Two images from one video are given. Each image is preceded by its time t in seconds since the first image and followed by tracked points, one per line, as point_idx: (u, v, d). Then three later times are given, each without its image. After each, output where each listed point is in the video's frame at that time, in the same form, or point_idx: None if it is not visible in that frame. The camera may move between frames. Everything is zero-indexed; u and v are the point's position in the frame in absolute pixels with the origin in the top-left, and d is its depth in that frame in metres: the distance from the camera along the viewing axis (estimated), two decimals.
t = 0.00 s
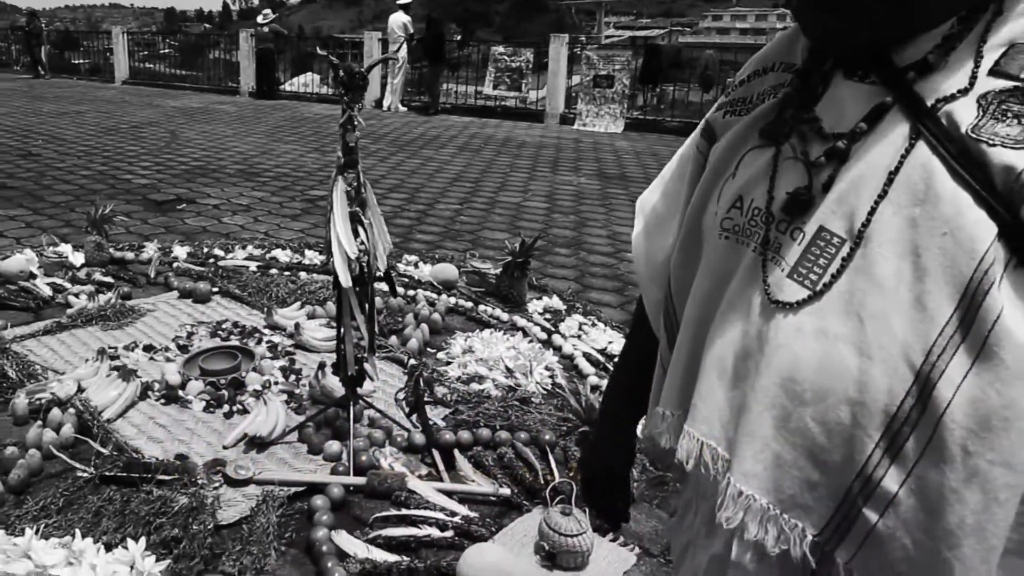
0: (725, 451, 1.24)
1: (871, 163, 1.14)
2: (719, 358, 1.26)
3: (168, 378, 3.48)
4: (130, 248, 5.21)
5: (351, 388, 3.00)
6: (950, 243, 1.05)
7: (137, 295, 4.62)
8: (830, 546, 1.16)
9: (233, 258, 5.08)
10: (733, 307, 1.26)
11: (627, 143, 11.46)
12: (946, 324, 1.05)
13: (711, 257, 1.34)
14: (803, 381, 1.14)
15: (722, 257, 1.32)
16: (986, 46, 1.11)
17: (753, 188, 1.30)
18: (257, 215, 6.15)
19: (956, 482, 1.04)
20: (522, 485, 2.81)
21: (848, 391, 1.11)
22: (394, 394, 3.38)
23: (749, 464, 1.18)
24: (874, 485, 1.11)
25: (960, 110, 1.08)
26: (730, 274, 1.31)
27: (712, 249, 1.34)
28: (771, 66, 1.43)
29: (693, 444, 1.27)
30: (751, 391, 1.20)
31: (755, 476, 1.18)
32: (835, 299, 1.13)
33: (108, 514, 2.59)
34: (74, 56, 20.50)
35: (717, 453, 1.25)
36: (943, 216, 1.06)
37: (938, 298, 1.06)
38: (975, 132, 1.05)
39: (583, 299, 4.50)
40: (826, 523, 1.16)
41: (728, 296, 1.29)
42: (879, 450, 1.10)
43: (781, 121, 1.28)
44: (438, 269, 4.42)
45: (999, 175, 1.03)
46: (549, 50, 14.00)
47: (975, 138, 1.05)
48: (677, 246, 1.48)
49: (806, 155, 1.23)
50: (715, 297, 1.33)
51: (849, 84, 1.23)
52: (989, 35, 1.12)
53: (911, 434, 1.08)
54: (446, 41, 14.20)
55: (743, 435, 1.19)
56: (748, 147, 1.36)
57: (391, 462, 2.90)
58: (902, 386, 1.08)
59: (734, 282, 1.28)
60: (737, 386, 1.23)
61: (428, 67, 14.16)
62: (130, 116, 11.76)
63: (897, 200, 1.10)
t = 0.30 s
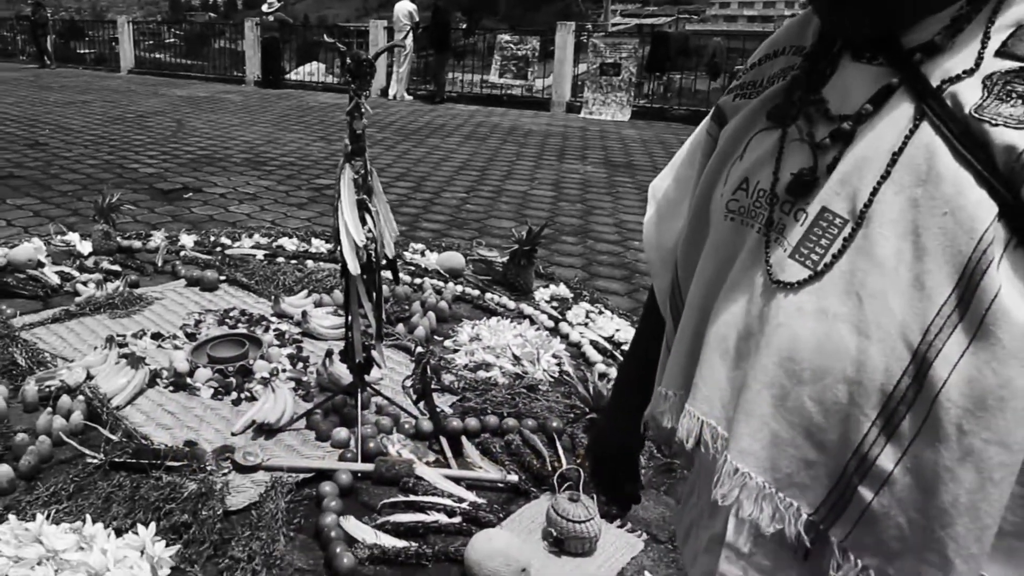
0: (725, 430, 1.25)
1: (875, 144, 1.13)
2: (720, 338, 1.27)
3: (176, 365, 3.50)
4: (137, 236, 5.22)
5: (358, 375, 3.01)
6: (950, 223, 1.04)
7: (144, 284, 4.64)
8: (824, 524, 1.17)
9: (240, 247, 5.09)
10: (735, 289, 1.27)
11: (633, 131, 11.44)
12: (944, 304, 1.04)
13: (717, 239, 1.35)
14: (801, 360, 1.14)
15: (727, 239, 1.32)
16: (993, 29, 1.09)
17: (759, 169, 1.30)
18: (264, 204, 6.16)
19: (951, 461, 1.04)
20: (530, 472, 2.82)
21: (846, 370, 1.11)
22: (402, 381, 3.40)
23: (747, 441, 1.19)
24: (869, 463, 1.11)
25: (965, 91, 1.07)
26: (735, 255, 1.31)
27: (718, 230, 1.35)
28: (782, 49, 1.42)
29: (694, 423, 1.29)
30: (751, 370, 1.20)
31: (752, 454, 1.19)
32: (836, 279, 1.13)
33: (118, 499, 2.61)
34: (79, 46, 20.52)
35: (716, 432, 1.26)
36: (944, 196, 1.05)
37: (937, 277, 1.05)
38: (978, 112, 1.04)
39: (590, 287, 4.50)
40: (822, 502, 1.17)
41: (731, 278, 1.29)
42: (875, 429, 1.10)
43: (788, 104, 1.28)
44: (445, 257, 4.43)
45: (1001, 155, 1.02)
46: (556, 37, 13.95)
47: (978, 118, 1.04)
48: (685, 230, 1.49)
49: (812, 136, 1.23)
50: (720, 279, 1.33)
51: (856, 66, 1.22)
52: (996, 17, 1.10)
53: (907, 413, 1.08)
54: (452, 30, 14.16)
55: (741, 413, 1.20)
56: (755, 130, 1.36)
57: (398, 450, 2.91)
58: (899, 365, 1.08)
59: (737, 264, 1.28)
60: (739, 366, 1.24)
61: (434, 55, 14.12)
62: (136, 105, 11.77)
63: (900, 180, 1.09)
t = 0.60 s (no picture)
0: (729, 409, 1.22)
1: (884, 124, 1.12)
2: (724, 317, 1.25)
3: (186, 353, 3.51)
4: (146, 226, 5.23)
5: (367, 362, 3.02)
6: (958, 203, 1.04)
7: (153, 273, 4.65)
8: (824, 503, 1.16)
9: (248, 237, 5.09)
10: (740, 269, 1.25)
11: (641, 120, 11.39)
12: (950, 283, 1.04)
13: (723, 219, 1.33)
14: (806, 339, 1.13)
15: (734, 219, 1.31)
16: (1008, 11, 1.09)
17: (767, 149, 1.29)
18: (271, 194, 6.16)
19: (953, 440, 1.04)
20: (538, 459, 2.82)
21: (851, 349, 1.10)
22: (410, 369, 3.41)
23: (749, 419, 1.17)
24: (871, 442, 1.10)
25: (977, 71, 1.07)
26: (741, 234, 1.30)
27: (724, 209, 1.33)
28: (792, 30, 1.40)
29: (698, 402, 1.26)
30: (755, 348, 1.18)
31: (754, 433, 1.17)
32: (841, 259, 1.12)
33: (130, 486, 2.63)
34: (85, 37, 20.54)
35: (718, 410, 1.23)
36: (952, 177, 1.05)
37: (943, 257, 1.05)
38: (991, 92, 1.05)
39: (599, 275, 4.49)
40: (823, 481, 1.15)
41: (736, 258, 1.28)
42: (878, 408, 1.09)
43: (797, 84, 1.26)
44: (453, 246, 4.43)
45: (1012, 136, 1.02)
46: (563, 26, 13.88)
47: (990, 98, 1.04)
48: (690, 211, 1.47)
49: (822, 117, 1.22)
50: (727, 259, 1.32)
51: (867, 46, 1.21)
52: None
53: (911, 393, 1.07)
54: (458, 19, 14.09)
55: (744, 392, 1.18)
56: (765, 109, 1.34)
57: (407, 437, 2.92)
58: (904, 344, 1.07)
59: (743, 244, 1.27)
60: (742, 346, 1.22)
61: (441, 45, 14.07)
62: (144, 96, 11.78)
63: (909, 160, 1.09)
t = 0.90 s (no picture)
0: (742, 401, 1.22)
1: (909, 112, 1.12)
2: (739, 307, 1.23)
3: (195, 345, 3.52)
4: (154, 219, 5.24)
5: (374, 353, 3.02)
6: (987, 196, 1.04)
7: (161, 266, 4.66)
8: (841, 497, 1.16)
9: (256, 229, 5.10)
10: (755, 259, 1.24)
11: (649, 112, 11.35)
12: (977, 277, 1.04)
13: (736, 208, 1.31)
14: (826, 332, 1.13)
15: (748, 208, 1.29)
16: None
17: (783, 136, 1.27)
18: (278, 186, 6.17)
19: (977, 436, 1.04)
20: (546, 451, 2.83)
21: (872, 342, 1.10)
22: (418, 361, 3.42)
23: (766, 411, 1.17)
24: (892, 436, 1.10)
25: (1007, 61, 1.06)
26: (756, 224, 1.28)
27: (737, 198, 1.32)
28: (806, 12, 1.38)
29: (710, 393, 1.25)
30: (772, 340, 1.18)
31: (770, 425, 1.17)
32: (863, 251, 1.12)
33: (139, 477, 2.64)
34: (92, 30, 20.59)
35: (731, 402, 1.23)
36: (981, 169, 1.04)
37: (970, 251, 1.04)
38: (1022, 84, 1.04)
39: (606, 267, 4.49)
40: (841, 474, 1.15)
41: (750, 248, 1.26)
42: (900, 403, 1.09)
43: (815, 69, 1.25)
44: (460, 239, 4.43)
45: None
46: (571, 18, 13.85)
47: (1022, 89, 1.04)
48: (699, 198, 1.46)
49: (842, 104, 1.21)
50: (738, 248, 1.30)
51: (889, 31, 1.20)
52: None
53: (934, 387, 1.07)
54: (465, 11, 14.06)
55: (761, 385, 1.18)
56: (780, 94, 1.32)
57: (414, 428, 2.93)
58: (928, 338, 1.06)
59: (758, 234, 1.25)
60: (758, 337, 1.22)
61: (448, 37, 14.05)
62: (151, 89, 11.81)
63: (935, 151, 1.08)
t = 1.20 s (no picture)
0: (767, 397, 1.23)
1: (946, 103, 1.12)
2: (766, 301, 1.23)
3: (203, 335, 3.54)
4: (162, 210, 5.26)
5: (382, 344, 3.03)
6: None
7: (170, 256, 4.68)
8: (873, 495, 1.14)
9: (263, 220, 5.11)
10: (782, 252, 1.24)
11: (658, 104, 11.32)
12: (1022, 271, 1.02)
13: (760, 198, 1.31)
14: (860, 328, 1.13)
15: (773, 198, 1.29)
16: None
17: (811, 126, 1.27)
18: (286, 178, 6.17)
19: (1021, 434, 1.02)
20: (553, 442, 2.83)
21: (909, 338, 1.09)
22: (425, 352, 3.42)
23: (795, 408, 1.18)
24: (930, 435, 1.08)
25: None
26: (781, 215, 1.28)
27: (762, 189, 1.32)
28: None
29: (734, 389, 1.26)
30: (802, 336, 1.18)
31: (799, 423, 1.17)
32: (901, 245, 1.11)
33: (148, 465, 2.65)
34: (100, 21, 20.60)
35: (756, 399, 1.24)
36: None
37: (1015, 245, 1.03)
38: None
39: (614, 260, 4.48)
40: (873, 472, 1.14)
41: (777, 241, 1.26)
42: (939, 400, 1.08)
43: (843, 53, 1.23)
44: (467, 231, 4.43)
45: None
46: (580, 9, 13.81)
47: None
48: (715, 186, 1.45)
49: (873, 92, 1.19)
50: (763, 240, 1.30)
51: (922, 18, 1.19)
52: None
53: (975, 384, 1.05)
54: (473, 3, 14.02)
55: (791, 381, 1.18)
56: (803, 81, 1.30)
57: (422, 420, 2.94)
58: (970, 333, 1.05)
59: (785, 227, 1.25)
60: (786, 332, 1.22)
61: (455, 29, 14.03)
62: (159, 81, 11.84)
63: (976, 143, 1.08)
